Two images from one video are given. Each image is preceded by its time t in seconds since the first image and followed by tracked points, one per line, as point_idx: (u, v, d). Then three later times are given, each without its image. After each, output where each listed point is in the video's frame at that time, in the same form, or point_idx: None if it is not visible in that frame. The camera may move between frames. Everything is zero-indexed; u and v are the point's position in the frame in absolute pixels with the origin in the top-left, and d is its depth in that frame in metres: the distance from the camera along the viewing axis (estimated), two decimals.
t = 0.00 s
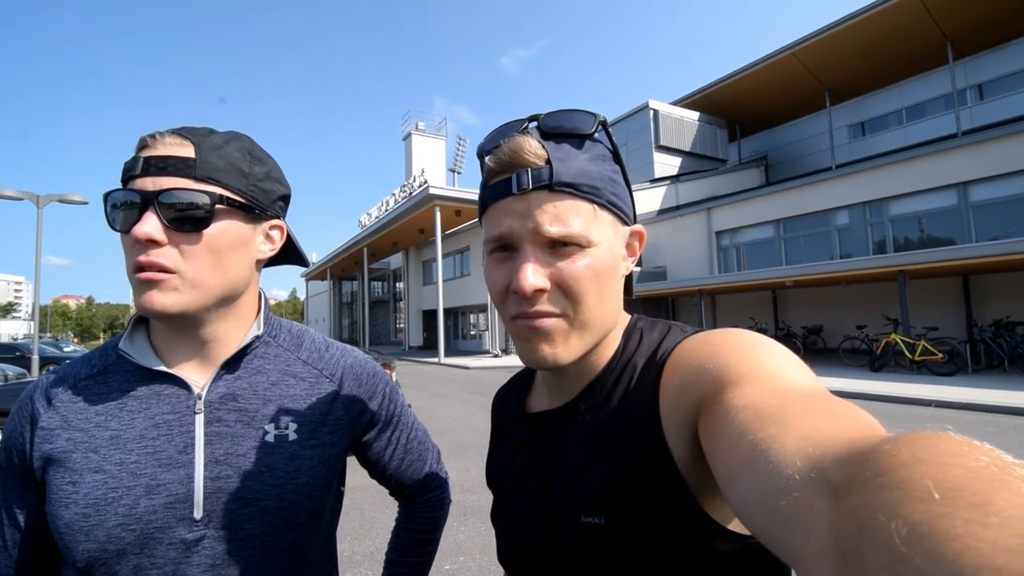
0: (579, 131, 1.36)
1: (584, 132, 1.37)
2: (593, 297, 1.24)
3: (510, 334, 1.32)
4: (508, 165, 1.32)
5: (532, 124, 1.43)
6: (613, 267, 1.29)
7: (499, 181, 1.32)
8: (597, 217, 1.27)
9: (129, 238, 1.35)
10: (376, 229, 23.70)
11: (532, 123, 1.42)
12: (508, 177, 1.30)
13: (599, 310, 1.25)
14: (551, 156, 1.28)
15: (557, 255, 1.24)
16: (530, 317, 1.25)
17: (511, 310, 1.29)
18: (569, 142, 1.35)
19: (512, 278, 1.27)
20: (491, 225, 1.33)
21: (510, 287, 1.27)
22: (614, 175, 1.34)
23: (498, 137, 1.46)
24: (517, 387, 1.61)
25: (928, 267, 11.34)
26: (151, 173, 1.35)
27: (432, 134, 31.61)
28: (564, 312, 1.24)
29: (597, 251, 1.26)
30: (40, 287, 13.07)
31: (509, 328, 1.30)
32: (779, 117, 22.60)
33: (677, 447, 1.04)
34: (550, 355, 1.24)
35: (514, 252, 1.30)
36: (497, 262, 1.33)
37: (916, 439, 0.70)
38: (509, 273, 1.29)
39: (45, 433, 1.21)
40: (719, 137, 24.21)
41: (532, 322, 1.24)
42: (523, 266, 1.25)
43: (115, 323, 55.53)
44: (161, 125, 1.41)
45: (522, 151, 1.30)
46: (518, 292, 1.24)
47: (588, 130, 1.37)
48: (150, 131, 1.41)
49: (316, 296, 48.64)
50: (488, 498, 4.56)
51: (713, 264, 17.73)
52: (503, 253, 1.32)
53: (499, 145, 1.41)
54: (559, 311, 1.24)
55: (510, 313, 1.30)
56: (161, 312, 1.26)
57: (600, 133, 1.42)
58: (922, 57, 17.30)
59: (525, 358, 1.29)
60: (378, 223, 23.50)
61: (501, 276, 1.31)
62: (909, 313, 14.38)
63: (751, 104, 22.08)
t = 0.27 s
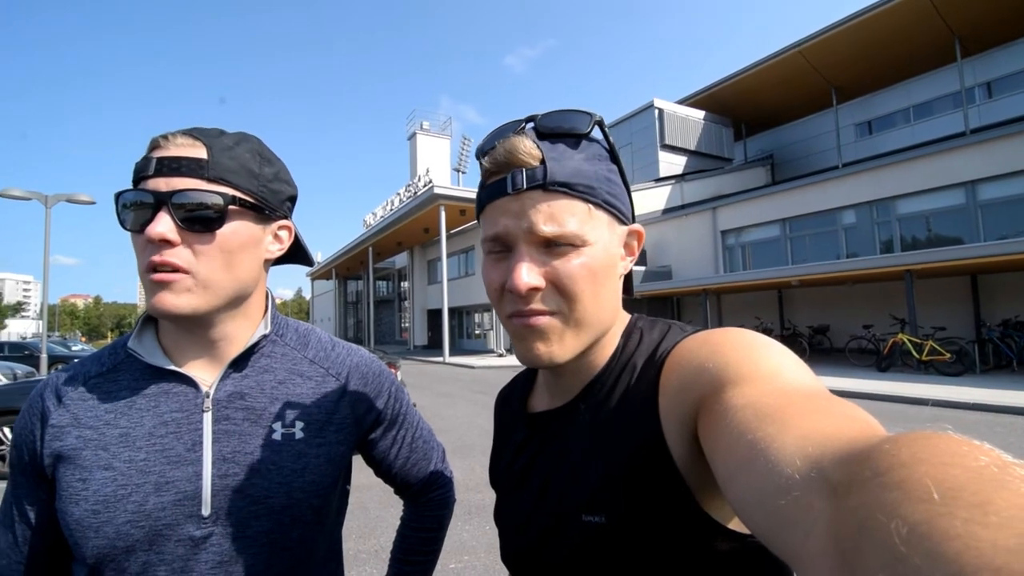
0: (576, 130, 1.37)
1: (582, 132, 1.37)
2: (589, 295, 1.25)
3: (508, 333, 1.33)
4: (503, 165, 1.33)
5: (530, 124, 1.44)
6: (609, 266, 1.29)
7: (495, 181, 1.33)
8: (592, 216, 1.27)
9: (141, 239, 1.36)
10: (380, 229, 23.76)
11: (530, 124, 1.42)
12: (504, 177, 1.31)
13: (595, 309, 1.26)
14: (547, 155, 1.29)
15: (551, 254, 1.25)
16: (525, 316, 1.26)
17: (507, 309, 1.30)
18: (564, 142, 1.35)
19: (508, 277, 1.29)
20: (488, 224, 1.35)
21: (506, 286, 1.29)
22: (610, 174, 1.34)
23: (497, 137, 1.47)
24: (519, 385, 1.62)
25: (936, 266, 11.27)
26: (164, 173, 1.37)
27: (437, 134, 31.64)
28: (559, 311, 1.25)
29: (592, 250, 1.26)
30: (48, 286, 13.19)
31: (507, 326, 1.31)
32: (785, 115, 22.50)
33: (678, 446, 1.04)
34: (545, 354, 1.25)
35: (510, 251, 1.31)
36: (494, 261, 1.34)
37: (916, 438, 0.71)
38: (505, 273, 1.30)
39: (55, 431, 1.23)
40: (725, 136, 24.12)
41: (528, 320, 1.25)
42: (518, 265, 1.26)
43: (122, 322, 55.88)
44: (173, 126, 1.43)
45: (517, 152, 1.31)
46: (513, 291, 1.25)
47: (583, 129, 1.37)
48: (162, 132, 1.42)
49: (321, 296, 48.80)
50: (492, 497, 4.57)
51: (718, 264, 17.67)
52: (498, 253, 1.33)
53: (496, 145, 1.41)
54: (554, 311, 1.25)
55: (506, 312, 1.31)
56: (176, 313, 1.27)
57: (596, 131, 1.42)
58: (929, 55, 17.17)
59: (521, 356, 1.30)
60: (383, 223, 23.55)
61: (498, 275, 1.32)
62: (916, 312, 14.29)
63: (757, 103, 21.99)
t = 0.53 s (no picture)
0: (573, 130, 1.37)
1: (581, 131, 1.38)
2: (576, 293, 1.25)
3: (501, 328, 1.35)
4: (498, 163, 1.36)
5: (532, 125, 1.45)
6: (601, 265, 1.29)
7: (489, 179, 1.36)
8: (584, 214, 1.27)
9: (156, 235, 1.39)
10: (388, 229, 23.85)
11: (532, 125, 1.44)
12: (497, 174, 1.34)
13: (582, 306, 1.26)
14: (538, 152, 1.30)
15: (539, 249, 1.27)
16: (514, 309, 1.28)
17: (498, 303, 1.34)
18: (560, 141, 1.36)
19: (498, 272, 1.31)
20: (484, 221, 1.38)
21: (495, 281, 1.32)
22: (606, 173, 1.33)
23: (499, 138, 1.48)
24: (525, 385, 1.63)
25: (947, 271, 11.15)
26: (180, 172, 1.39)
27: (445, 134, 31.74)
28: (545, 306, 1.26)
29: (581, 248, 1.26)
30: (60, 283, 13.35)
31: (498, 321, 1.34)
32: (794, 117, 22.38)
33: (681, 446, 1.04)
34: (531, 348, 1.27)
35: (502, 246, 1.34)
36: (489, 256, 1.38)
37: (918, 438, 0.71)
38: (496, 267, 1.33)
39: (69, 425, 1.25)
40: (733, 138, 24.02)
41: (515, 315, 1.28)
42: (506, 260, 1.29)
43: (132, 319, 56.18)
44: (189, 127, 1.45)
45: (510, 150, 1.33)
46: (501, 285, 1.28)
47: (580, 128, 1.37)
48: (179, 132, 1.45)
49: (328, 295, 49.02)
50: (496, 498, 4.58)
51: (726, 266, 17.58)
52: (493, 247, 1.36)
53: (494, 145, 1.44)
54: (541, 305, 1.26)
55: (497, 305, 1.34)
56: (190, 310, 1.30)
57: (596, 131, 1.42)
58: (942, 57, 17.01)
59: (511, 350, 1.33)
60: (390, 222, 23.64)
61: (491, 270, 1.35)
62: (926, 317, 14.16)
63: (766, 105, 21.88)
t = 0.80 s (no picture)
0: (570, 131, 1.37)
1: (579, 132, 1.38)
2: (573, 296, 1.25)
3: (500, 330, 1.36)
4: (494, 166, 1.36)
5: (530, 126, 1.45)
6: (599, 267, 1.28)
7: (486, 182, 1.37)
8: (580, 217, 1.27)
9: (156, 239, 1.39)
10: (387, 230, 23.86)
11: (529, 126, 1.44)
12: (493, 177, 1.34)
13: (580, 308, 1.26)
14: (534, 154, 1.30)
15: (536, 252, 1.27)
16: (512, 311, 1.29)
17: (497, 305, 1.34)
18: (556, 143, 1.36)
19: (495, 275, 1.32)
20: (482, 222, 1.39)
21: (493, 284, 1.32)
22: (603, 173, 1.33)
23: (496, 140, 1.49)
24: (525, 385, 1.63)
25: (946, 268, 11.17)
26: (178, 176, 1.39)
27: (443, 136, 31.77)
28: (542, 309, 1.26)
29: (579, 251, 1.26)
30: (59, 287, 13.34)
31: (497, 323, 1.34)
32: (792, 116, 22.42)
33: (681, 447, 1.05)
34: (529, 351, 1.27)
35: (499, 247, 1.34)
36: (487, 258, 1.38)
37: (917, 438, 0.71)
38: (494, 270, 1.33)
39: (70, 428, 1.25)
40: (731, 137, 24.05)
41: (514, 317, 1.28)
42: (503, 263, 1.29)
43: (131, 322, 56.09)
44: (187, 130, 1.45)
45: (507, 153, 1.33)
46: (499, 289, 1.29)
47: (577, 130, 1.37)
48: (177, 136, 1.45)
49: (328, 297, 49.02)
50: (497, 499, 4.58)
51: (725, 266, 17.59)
52: (490, 249, 1.37)
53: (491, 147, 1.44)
54: (539, 307, 1.26)
55: (496, 307, 1.35)
56: (186, 312, 1.30)
57: (593, 131, 1.42)
58: (939, 55, 17.05)
59: (510, 352, 1.33)
60: (389, 224, 23.64)
61: (489, 272, 1.36)
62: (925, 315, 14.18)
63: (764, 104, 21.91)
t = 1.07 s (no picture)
0: (568, 133, 1.37)
1: (575, 133, 1.37)
2: (575, 301, 1.26)
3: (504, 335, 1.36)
4: (494, 171, 1.36)
5: (528, 127, 1.45)
6: (601, 271, 1.28)
7: (486, 187, 1.37)
8: (580, 222, 1.27)
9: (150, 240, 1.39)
10: (386, 230, 23.85)
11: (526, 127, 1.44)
12: (493, 183, 1.35)
13: (583, 313, 1.26)
14: (531, 159, 1.31)
15: (537, 259, 1.28)
16: (517, 318, 1.30)
17: (501, 312, 1.35)
18: (554, 146, 1.36)
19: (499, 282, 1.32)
20: (483, 228, 1.39)
21: (497, 291, 1.33)
22: (603, 175, 1.33)
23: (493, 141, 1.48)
24: (526, 384, 1.63)
25: (944, 268, 11.18)
26: (171, 176, 1.39)
27: (442, 136, 31.77)
28: (545, 315, 1.27)
29: (580, 256, 1.26)
30: (57, 287, 13.33)
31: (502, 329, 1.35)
32: (790, 117, 22.46)
33: (683, 448, 1.05)
34: (534, 357, 1.27)
35: (502, 253, 1.35)
36: (490, 263, 1.39)
37: (919, 438, 0.72)
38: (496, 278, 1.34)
39: (71, 427, 1.25)
40: (730, 137, 24.08)
41: (517, 324, 1.30)
42: (504, 270, 1.30)
43: (129, 323, 56.01)
44: (180, 130, 1.45)
45: (506, 158, 1.33)
46: (501, 296, 1.29)
47: (576, 132, 1.37)
48: (173, 135, 1.45)
49: (327, 297, 49.02)
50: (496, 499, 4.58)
51: (724, 266, 17.60)
52: (492, 255, 1.38)
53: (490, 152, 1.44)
54: (541, 315, 1.27)
55: (501, 314, 1.35)
56: (184, 313, 1.30)
57: (592, 132, 1.42)
58: (936, 56, 17.10)
59: (513, 357, 1.34)
60: (388, 224, 23.64)
61: (492, 279, 1.37)
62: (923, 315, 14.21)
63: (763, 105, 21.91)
